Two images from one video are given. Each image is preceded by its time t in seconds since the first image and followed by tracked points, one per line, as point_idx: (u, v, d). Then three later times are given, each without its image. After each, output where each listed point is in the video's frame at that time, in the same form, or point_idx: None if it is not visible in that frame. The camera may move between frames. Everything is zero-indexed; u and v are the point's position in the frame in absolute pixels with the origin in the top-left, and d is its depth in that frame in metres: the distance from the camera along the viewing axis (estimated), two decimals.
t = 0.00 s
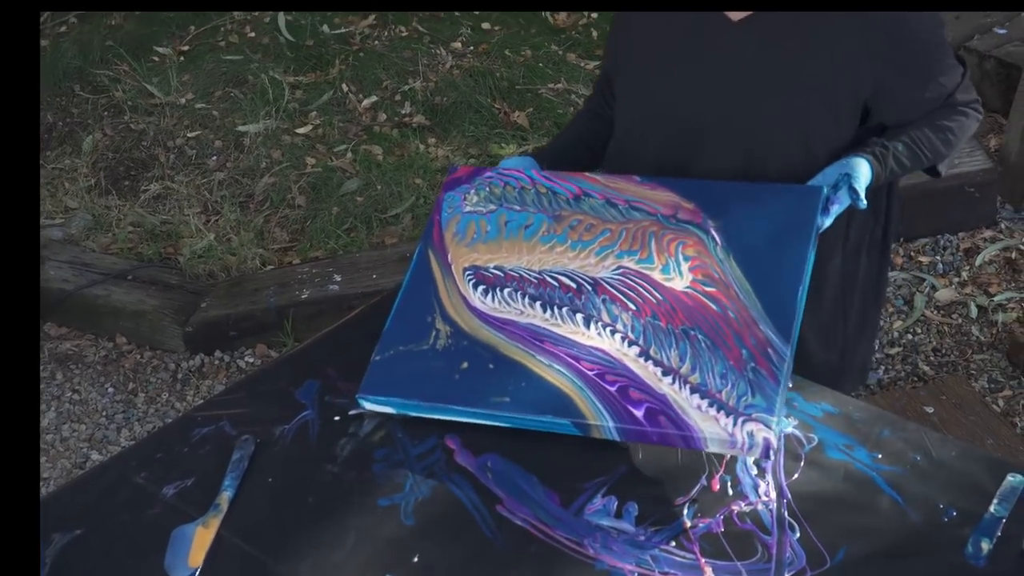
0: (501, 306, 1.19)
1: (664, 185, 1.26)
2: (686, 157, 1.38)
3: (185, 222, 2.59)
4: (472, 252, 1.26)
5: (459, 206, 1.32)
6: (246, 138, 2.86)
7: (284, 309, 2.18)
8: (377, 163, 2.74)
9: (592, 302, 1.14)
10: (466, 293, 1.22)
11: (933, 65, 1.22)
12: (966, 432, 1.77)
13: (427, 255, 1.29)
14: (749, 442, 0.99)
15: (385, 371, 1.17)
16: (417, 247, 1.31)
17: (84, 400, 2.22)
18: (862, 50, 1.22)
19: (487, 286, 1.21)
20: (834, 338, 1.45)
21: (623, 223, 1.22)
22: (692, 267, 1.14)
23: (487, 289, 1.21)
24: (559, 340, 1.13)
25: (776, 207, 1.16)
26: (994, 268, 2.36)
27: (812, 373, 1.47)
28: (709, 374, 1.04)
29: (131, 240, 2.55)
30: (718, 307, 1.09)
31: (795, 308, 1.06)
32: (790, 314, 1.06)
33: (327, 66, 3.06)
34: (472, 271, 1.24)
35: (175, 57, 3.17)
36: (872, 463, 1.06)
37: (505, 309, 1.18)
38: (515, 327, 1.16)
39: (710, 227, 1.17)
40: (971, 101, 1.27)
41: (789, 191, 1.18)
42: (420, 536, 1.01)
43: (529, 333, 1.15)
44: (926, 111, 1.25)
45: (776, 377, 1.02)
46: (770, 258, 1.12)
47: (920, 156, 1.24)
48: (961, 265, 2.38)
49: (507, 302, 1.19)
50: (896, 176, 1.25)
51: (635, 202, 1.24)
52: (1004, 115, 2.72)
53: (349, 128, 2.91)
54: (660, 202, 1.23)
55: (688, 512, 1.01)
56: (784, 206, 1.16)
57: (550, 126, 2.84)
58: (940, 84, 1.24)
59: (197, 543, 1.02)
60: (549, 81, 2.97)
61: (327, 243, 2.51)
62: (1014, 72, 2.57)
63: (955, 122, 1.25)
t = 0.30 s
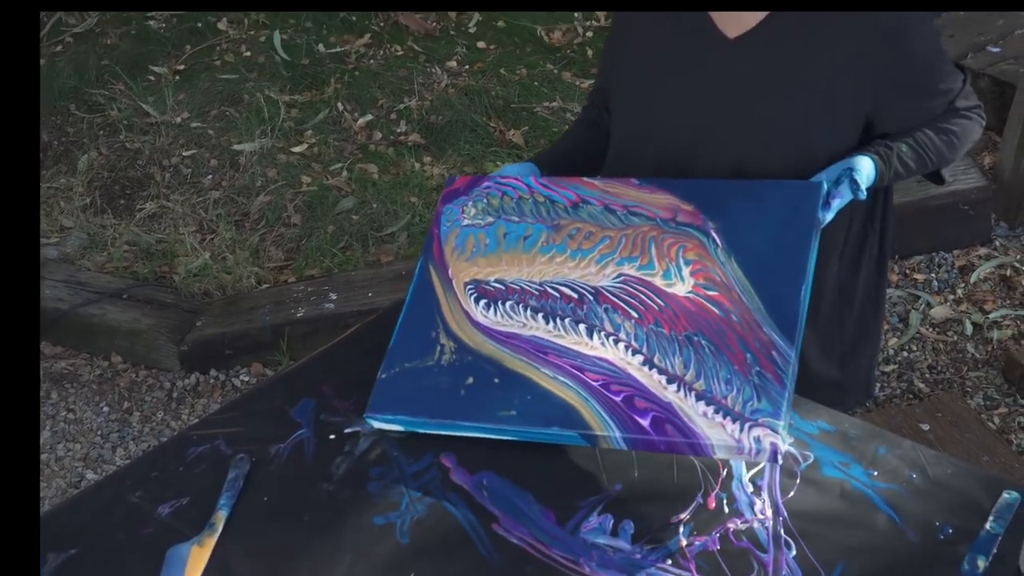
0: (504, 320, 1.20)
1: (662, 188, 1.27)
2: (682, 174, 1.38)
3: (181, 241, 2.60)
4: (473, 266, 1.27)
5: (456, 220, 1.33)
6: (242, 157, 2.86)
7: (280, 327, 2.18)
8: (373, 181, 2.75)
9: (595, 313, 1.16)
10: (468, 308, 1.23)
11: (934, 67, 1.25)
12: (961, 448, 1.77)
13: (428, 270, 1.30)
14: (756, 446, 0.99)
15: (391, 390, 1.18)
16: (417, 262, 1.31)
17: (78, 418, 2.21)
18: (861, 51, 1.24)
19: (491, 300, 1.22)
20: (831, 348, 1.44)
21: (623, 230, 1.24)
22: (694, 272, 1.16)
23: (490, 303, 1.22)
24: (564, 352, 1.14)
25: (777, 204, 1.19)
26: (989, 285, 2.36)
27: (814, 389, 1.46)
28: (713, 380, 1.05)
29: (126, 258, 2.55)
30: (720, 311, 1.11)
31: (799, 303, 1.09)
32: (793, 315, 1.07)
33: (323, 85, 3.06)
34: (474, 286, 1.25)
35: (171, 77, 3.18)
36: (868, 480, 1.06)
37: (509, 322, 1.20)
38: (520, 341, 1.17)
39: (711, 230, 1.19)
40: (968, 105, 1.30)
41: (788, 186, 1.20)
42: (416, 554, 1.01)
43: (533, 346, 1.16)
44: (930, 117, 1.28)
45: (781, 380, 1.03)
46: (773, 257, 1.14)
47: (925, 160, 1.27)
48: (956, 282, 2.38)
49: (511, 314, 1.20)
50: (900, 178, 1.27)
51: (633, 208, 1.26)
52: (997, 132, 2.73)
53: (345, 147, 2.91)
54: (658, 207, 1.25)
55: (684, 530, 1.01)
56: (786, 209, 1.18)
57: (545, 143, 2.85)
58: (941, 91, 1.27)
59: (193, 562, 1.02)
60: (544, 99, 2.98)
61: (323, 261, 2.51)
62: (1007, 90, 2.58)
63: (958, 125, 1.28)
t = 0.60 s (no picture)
0: (499, 332, 1.20)
1: (658, 195, 1.27)
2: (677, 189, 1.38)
3: (176, 256, 2.60)
4: (469, 280, 1.27)
5: (454, 234, 1.34)
6: (237, 172, 2.86)
7: (275, 343, 2.18)
8: (368, 197, 2.75)
9: (590, 325, 1.16)
10: (464, 322, 1.23)
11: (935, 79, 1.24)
12: (956, 463, 1.77)
13: (426, 285, 1.30)
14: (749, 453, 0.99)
15: (388, 404, 1.19)
16: (416, 278, 1.32)
17: (73, 434, 2.21)
18: (856, 58, 1.23)
19: (486, 313, 1.23)
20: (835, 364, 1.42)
21: (618, 239, 1.24)
22: (690, 278, 1.16)
23: (486, 316, 1.23)
24: (559, 364, 1.14)
25: (772, 208, 1.18)
26: (984, 300, 2.37)
27: (815, 406, 1.43)
28: (706, 388, 1.05)
29: (121, 274, 2.55)
30: (715, 319, 1.11)
31: (794, 308, 1.08)
32: (788, 321, 1.07)
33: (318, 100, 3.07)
34: (470, 301, 1.25)
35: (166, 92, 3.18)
36: (864, 494, 1.06)
37: (504, 335, 1.20)
38: (515, 353, 1.18)
39: (706, 237, 1.19)
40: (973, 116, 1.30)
41: (786, 190, 1.20)
42: (410, 570, 1.00)
43: (529, 357, 1.16)
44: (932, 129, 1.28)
45: (775, 386, 1.03)
46: (768, 263, 1.13)
47: (929, 168, 1.26)
48: (952, 296, 2.38)
49: (506, 327, 1.21)
50: (904, 187, 1.26)
51: (629, 216, 1.26)
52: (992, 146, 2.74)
53: (341, 162, 2.91)
54: (653, 214, 1.25)
55: (681, 544, 1.00)
56: (779, 212, 1.17)
57: (541, 158, 2.85)
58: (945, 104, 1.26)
59: None
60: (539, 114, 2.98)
61: (319, 277, 2.51)
62: (1002, 104, 2.58)
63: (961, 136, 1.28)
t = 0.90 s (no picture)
0: (495, 345, 1.21)
1: (655, 203, 1.27)
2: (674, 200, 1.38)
3: (173, 267, 2.60)
4: (465, 293, 1.28)
5: (452, 245, 1.34)
6: (234, 184, 2.86)
7: (271, 354, 2.18)
8: (365, 208, 2.75)
9: (585, 336, 1.16)
10: (461, 334, 1.24)
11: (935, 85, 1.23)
12: (954, 473, 1.77)
13: (426, 297, 1.31)
14: (742, 466, 0.99)
15: (386, 417, 1.19)
16: (416, 291, 1.33)
17: (69, 446, 2.20)
18: (851, 66, 1.23)
19: (482, 326, 1.23)
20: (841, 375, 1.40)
21: (615, 249, 1.25)
22: (686, 289, 1.16)
23: (481, 329, 1.23)
24: (555, 377, 1.15)
25: (771, 215, 1.17)
26: (981, 310, 2.37)
27: (819, 421, 1.43)
28: (701, 400, 1.05)
29: (118, 285, 2.55)
30: (711, 331, 1.10)
31: (791, 318, 1.07)
32: (782, 331, 1.07)
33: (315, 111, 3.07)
34: (465, 313, 1.26)
35: (163, 103, 3.18)
36: (861, 505, 1.05)
37: (500, 347, 1.20)
38: (512, 365, 1.18)
39: (703, 244, 1.19)
40: (979, 122, 1.27)
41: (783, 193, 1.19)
42: None
43: (525, 369, 1.17)
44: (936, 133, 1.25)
45: (769, 398, 1.02)
46: (765, 271, 1.13)
47: (933, 173, 1.24)
48: (948, 307, 2.39)
49: (502, 339, 1.21)
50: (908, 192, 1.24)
51: (626, 225, 1.26)
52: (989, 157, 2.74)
53: (337, 173, 2.91)
54: (650, 223, 1.25)
55: (678, 556, 1.00)
56: (775, 221, 1.16)
57: (537, 169, 2.85)
58: (947, 107, 1.24)
59: None
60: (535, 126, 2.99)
61: (315, 288, 2.51)
62: (998, 116, 2.59)
63: (966, 139, 1.25)
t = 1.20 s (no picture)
0: (494, 348, 1.20)
1: (653, 199, 1.27)
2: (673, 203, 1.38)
3: (169, 272, 2.59)
4: (463, 299, 1.28)
5: (449, 252, 1.34)
6: (230, 188, 2.86)
7: (268, 358, 2.17)
8: (362, 212, 2.75)
9: (583, 337, 1.16)
10: (459, 339, 1.23)
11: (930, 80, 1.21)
12: (953, 477, 1.77)
13: (425, 305, 1.31)
14: (743, 461, 0.99)
15: (388, 424, 1.19)
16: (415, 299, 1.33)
17: (65, 451, 2.20)
18: (847, 66, 1.22)
19: (480, 331, 1.23)
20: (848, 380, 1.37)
21: (612, 246, 1.24)
22: (684, 285, 1.15)
23: (480, 333, 1.23)
24: (555, 378, 1.14)
25: (770, 202, 1.17)
26: (980, 315, 2.37)
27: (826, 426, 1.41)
28: (700, 396, 1.05)
29: (114, 290, 2.54)
30: (709, 326, 1.10)
31: (790, 311, 1.07)
32: (780, 323, 1.06)
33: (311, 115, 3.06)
34: (463, 319, 1.25)
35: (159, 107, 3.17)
36: (860, 510, 1.05)
37: (499, 349, 1.20)
38: (512, 368, 1.17)
39: (702, 238, 1.18)
40: (984, 102, 1.25)
41: (783, 185, 1.18)
42: None
43: (525, 371, 1.16)
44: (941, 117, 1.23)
45: (769, 391, 1.02)
46: (765, 263, 1.12)
47: (938, 157, 1.21)
48: (947, 311, 2.38)
49: (501, 342, 1.20)
50: (913, 177, 1.21)
51: (623, 223, 1.26)
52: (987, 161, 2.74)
53: (334, 177, 2.91)
54: (647, 219, 1.25)
55: (675, 560, 1.00)
56: (774, 215, 1.16)
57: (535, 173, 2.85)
58: (949, 89, 1.22)
59: None
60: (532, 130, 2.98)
61: (312, 292, 2.51)
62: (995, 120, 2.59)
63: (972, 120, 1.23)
